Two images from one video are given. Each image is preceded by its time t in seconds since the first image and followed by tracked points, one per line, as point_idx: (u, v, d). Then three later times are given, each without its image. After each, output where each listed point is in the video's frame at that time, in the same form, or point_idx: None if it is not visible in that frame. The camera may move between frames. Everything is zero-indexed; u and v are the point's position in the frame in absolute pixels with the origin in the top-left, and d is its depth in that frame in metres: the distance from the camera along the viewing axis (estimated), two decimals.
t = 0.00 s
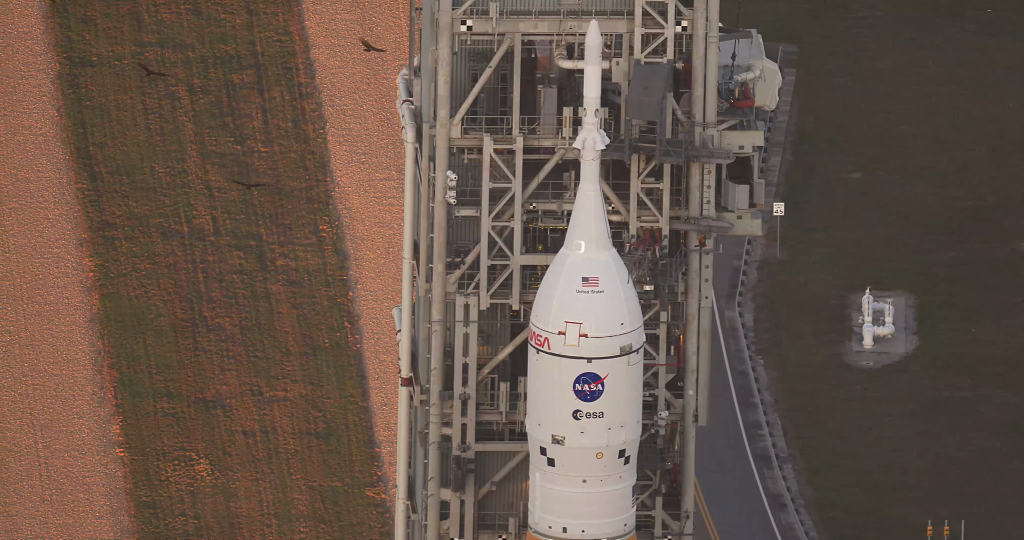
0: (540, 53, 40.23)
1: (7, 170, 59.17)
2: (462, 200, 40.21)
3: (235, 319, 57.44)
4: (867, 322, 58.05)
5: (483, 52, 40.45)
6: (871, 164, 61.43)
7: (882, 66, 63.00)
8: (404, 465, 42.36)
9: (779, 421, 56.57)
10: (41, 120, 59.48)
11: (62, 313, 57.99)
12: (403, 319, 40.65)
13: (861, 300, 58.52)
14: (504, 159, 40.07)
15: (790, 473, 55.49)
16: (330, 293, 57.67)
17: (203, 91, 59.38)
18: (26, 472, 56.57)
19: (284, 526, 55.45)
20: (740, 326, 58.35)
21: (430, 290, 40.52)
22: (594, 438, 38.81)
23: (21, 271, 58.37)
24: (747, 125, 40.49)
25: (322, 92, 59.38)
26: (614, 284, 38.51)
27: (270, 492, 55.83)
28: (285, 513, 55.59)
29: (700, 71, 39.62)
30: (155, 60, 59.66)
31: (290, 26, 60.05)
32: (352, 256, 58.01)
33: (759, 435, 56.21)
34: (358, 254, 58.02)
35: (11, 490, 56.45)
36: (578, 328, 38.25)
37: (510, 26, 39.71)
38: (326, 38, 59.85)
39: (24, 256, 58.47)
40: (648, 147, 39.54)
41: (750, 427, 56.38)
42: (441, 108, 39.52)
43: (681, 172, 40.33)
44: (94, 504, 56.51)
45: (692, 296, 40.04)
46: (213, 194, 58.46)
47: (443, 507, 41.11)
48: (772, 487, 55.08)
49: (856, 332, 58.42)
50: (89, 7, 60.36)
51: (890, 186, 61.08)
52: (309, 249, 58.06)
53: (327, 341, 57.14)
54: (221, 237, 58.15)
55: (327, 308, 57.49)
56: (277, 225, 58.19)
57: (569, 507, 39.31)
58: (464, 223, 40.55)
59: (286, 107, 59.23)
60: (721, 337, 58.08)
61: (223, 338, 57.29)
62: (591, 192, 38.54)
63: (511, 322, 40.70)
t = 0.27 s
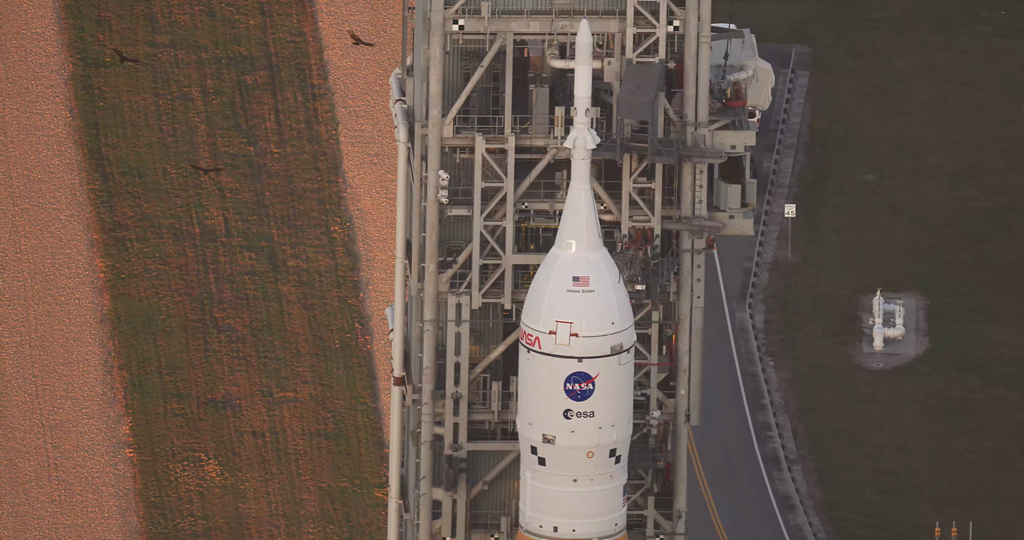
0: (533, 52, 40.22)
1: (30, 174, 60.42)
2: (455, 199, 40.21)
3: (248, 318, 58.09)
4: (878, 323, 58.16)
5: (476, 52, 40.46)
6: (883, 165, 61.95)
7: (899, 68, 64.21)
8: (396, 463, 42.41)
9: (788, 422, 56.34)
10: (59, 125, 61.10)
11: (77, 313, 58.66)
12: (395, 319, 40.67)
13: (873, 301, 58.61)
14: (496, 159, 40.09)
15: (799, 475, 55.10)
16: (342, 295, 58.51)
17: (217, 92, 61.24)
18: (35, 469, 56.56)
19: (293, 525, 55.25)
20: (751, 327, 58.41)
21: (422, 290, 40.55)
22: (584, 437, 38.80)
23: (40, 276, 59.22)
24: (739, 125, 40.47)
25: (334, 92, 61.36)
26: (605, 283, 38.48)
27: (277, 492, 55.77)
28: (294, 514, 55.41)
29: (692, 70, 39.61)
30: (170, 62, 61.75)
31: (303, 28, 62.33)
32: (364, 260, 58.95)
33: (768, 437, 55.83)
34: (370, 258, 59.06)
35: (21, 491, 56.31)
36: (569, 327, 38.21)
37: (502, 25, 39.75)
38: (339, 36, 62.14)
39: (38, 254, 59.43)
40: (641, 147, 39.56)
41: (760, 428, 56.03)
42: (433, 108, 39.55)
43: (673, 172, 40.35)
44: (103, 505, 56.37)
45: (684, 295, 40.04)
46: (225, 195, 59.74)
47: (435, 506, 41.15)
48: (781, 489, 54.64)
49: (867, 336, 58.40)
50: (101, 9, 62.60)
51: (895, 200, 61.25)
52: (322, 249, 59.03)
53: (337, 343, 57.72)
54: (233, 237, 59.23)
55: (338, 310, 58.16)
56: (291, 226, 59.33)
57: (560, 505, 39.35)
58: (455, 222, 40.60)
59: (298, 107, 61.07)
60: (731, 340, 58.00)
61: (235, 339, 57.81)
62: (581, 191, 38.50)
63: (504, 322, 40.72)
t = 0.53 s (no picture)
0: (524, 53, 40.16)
1: (41, 176, 62.51)
2: (446, 199, 40.29)
3: (257, 319, 59.37)
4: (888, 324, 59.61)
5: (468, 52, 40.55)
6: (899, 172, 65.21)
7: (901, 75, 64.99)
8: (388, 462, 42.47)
9: (797, 425, 57.04)
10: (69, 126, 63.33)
11: (87, 314, 59.94)
12: (387, 318, 40.73)
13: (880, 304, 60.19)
14: (488, 158, 40.16)
15: (807, 476, 55.50)
16: (353, 297, 59.79)
17: (230, 93, 63.66)
18: (43, 471, 57.07)
19: (301, 527, 55.36)
20: (762, 330, 59.79)
21: (413, 290, 40.62)
22: (574, 437, 38.83)
23: (52, 279, 60.65)
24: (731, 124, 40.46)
25: (346, 93, 63.69)
26: (595, 283, 38.50)
27: (286, 493, 56.16)
28: (302, 514, 55.65)
29: (683, 70, 39.60)
30: (183, 63, 64.30)
31: (317, 29, 65.05)
32: (375, 259, 60.40)
33: (777, 438, 56.49)
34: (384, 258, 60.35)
35: (29, 492, 56.76)
36: (559, 327, 38.23)
37: (493, 25, 39.83)
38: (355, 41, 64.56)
39: (48, 256, 61.06)
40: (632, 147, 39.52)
41: (768, 430, 56.72)
42: (425, 108, 39.65)
43: (664, 171, 40.35)
44: (112, 505, 56.65)
45: (675, 295, 40.05)
46: (236, 196, 61.60)
47: (427, 505, 41.20)
48: (789, 490, 54.95)
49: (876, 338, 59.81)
50: (115, 10, 65.50)
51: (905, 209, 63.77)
52: (332, 248, 60.65)
53: (348, 344, 58.80)
54: (243, 238, 60.90)
55: (348, 310, 59.50)
56: (302, 227, 61.14)
57: (550, 505, 39.39)
58: (447, 222, 40.68)
59: (311, 110, 63.35)
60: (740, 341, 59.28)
61: (245, 340, 59.01)
62: (571, 191, 38.53)
63: (495, 322, 40.74)
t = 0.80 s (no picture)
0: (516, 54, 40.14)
1: (52, 178, 62.75)
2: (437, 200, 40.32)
3: (266, 323, 59.57)
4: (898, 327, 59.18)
5: (458, 53, 40.54)
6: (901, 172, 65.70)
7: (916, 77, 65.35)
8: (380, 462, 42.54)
9: (805, 428, 56.59)
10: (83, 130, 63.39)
11: (97, 315, 60.28)
12: (379, 319, 40.74)
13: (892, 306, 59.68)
14: (479, 159, 40.14)
15: (816, 479, 54.92)
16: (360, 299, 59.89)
17: (242, 96, 63.52)
18: (53, 474, 57.56)
19: (309, 529, 55.71)
20: (771, 333, 59.52)
21: (404, 290, 40.63)
22: (564, 438, 38.81)
23: (63, 280, 61.05)
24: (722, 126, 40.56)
25: (358, 96, 63.53)
26: (585, 283, 38.47)
27: (292, 497, 56.36)
28: (309, 517, 55.96)
29: (674, 71, 39.54)
30: (194, 65, 64.17)
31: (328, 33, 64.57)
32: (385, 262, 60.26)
33: (785, 441, 56.00)
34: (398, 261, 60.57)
35: (37, 493, 57.28)
36: (548, 328, 38.20)
37: (484, 27, 39.78)
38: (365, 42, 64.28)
39: (59, 258, 61.46)
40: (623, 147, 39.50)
41: (777, 432, 56.27)
42: (416, 108, 39.64)
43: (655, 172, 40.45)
44: (120, 508, 57.16)
45: (666, 297, 40.08)
46: (247, 198, 61.68)
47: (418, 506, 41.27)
48: (796, 492, 54.31)
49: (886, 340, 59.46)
50: (127, 13, 65.08)
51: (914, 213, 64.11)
52: (343, 250, 60.66)
53: (356, 346, 58.88)
54: (254, 240, 61.02)
55: (357, 312, 59.50)
56: (312, 229, 61.13)
57: (539, 506, 39.37)
58: (438, 223, 40.70)
59: (324, 115, 63.13)
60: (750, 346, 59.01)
61: (255, 343, 59.20)
62: (561, 192, 38.50)
63: (486, 323, 40.76)
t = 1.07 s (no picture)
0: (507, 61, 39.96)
1: (60, 187, 60.26)
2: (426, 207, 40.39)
3: (276, 331, 58.15)
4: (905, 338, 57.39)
5: (448, 60, 40.61)
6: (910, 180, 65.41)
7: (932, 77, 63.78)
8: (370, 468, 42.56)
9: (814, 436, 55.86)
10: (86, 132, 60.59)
11: (104, 325, 58.69)
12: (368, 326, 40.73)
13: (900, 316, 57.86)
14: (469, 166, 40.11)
15: (822, 488, 54.84)
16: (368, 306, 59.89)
17: (252, 104, 60.52)
18: (59, 482, 57.09)
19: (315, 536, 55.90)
20: (779, 341, 57.78)
21: (393, 297, 40.60)
22: (552, 445, 38.80)
23: (70, 290, 59.20)
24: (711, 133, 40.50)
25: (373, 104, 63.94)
26: (572, 290, 38.49)
27: (299, 503, 56.34)
28: (316, 526, 56.02)
29: (664, 78, 39.53)
30: (206, 74, 60.90)
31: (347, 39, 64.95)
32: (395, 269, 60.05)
33: (792, 450, 55.52)
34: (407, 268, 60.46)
35: (43, 501, 56.94)
36: (536, 334, 38.22)
37: (473, 33, 39.87)
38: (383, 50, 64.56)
39: (66, 265, 59.51)
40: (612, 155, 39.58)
41: (784, 441, 55.72)
42: (405, 115, 39.64)
43: (645, 180, 40.49)
44: (126, 516, 56.88)
45: (655, 304, 39.99)
46: (258, 207, 59.47)
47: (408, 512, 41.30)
48: (803, 501, 54.42)
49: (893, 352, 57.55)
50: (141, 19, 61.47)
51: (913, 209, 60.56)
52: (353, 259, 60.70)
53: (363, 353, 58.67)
54: (263, 249, 59.02)
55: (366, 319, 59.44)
56: (318, 238, 58.91)
57: (526, 512, 39.33)
58: (427, 229, 40.74)
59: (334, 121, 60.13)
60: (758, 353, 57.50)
61: (263, 352, 57.98)
62: (549, 199, 38.46)
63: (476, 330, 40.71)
